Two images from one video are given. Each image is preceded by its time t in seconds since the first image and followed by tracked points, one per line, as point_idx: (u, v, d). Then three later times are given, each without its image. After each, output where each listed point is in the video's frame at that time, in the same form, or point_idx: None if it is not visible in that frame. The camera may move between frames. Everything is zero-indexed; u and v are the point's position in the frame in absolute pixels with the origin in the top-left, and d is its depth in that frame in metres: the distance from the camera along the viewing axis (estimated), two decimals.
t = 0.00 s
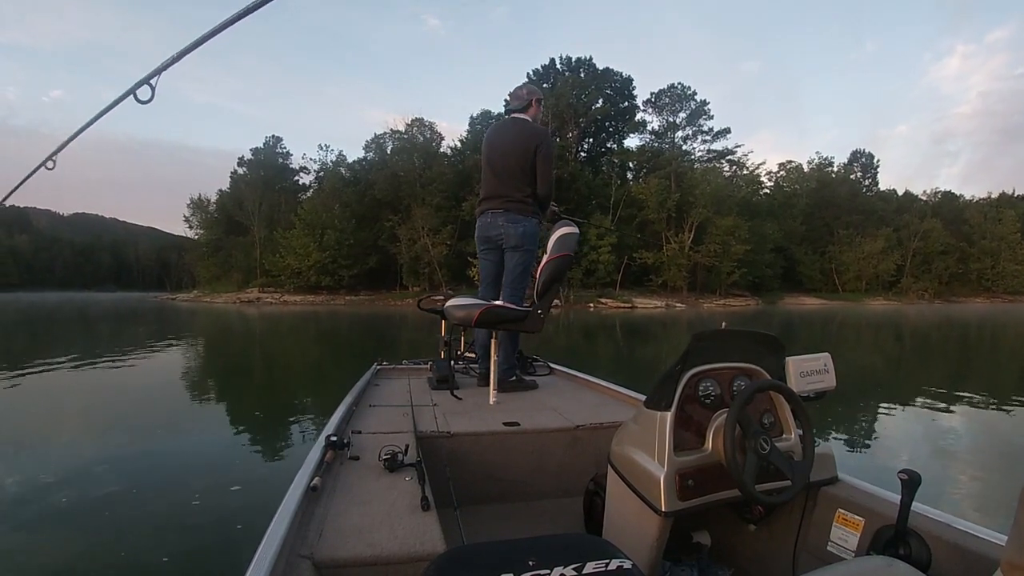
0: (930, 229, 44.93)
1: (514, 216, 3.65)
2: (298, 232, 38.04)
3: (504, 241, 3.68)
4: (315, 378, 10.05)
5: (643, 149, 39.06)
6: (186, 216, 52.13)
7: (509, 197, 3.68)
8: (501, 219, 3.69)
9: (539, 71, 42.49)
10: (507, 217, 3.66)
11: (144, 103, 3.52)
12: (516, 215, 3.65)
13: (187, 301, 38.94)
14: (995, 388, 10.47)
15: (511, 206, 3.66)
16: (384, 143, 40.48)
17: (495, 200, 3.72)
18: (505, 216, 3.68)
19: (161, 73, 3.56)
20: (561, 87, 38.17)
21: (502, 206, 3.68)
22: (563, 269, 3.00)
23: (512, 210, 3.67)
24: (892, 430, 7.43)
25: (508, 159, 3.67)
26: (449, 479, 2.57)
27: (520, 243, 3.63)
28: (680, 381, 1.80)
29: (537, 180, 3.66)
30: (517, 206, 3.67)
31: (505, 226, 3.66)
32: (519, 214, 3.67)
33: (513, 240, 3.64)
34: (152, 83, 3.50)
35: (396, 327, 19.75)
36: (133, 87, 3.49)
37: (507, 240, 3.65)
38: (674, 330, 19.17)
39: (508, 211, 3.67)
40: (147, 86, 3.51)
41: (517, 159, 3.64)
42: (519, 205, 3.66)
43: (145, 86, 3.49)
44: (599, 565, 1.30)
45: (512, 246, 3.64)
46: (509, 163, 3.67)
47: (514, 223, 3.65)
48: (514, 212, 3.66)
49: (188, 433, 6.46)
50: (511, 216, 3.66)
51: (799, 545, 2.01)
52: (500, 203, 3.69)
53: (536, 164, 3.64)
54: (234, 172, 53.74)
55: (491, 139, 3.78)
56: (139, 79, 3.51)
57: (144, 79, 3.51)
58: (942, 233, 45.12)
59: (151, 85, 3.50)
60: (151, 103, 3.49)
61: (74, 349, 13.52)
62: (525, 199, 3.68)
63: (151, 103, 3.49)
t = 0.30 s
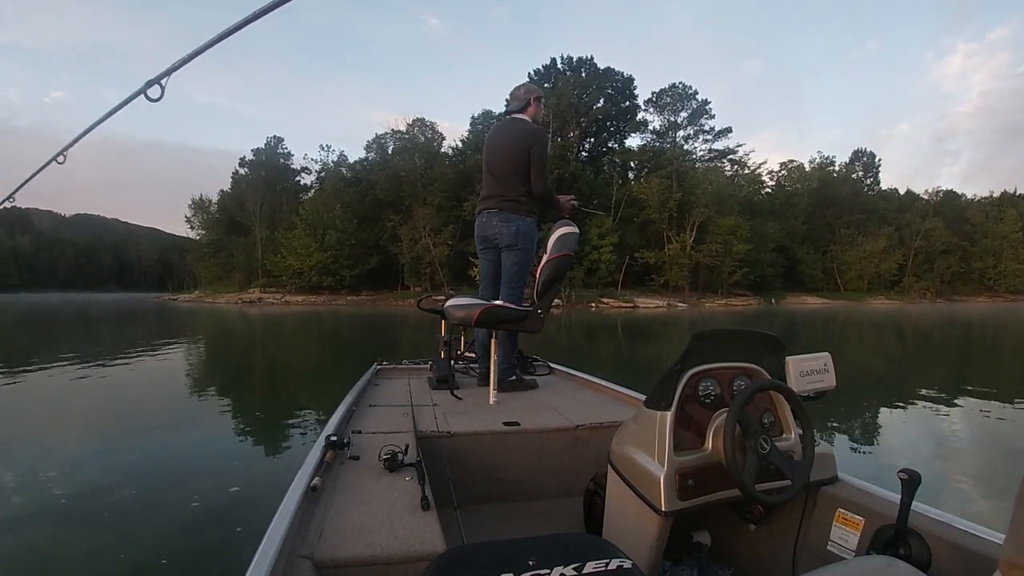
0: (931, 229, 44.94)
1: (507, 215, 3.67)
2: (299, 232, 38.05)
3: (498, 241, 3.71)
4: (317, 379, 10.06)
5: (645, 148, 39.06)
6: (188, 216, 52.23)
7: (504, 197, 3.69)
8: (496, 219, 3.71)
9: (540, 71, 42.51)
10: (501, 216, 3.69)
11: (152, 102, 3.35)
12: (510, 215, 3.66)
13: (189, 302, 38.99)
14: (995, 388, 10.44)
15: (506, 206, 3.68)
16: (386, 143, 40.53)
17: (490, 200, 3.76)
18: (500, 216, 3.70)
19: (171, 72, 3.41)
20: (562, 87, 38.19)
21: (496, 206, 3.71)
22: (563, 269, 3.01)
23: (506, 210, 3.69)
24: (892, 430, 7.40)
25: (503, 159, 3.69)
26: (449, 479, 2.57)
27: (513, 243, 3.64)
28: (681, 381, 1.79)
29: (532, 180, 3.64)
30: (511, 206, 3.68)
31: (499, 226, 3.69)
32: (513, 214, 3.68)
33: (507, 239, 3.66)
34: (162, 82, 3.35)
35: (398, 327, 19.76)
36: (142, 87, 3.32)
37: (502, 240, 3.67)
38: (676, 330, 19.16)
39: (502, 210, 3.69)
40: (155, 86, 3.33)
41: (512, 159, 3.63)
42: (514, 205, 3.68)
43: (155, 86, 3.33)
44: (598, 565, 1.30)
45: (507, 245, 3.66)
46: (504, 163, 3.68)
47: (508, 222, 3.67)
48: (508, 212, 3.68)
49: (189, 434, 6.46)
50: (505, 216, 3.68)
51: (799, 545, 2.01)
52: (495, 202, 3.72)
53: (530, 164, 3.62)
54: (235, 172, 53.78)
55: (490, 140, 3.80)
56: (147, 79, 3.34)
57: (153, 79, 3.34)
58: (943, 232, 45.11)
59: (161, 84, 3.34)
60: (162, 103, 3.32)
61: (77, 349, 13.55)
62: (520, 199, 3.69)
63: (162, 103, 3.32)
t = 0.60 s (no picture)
0: (933, 228, 44.93)
1: (506, 216, 3.68)
2: (301, 233, 38.05)
3: (497, 242, 3.71)
4: (318, 378, 10.08)
5: (646, 148, 39.05)
6: (190, 217, 52.30)
7: (503, 198, 3.69)
8: (494, 220, 3.71)
9: (542, 71, 42.53)
10: (499, 217, 3.69)
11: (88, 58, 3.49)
12: (508, 216, 3.67)
13: (190, 302, 39.01)
14: (997, 387, 10.42)
15: (504, 207, 3.68)
16: (387, 143, 40.61)
17: (489, 201, 3.76)
18: (498, 217, 3.70)
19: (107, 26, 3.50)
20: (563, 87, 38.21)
21: (496, 207, 3.71)
22: (563, 269, 3.01)
23: (504, 210, 3.69)
24: (893, 430, 7.38)
25: (502, 159, 3.67)
26: (449, 478, 2.57)
27: (512, 243, 3.65)
28: (680, 381, 1.79)
29: (532, 182, 3.64)
30: (509, 206, 3.69)
31: (498, 227, 3.69)
32: (512, 215, 3.68)
33: (505, 240, 3.66)
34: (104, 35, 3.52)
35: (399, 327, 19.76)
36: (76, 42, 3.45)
37: (500, 241, 3.67)
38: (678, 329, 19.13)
39: (500, 212, 3.70)
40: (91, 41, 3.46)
41: (510, 160, 3.63)
42: (513, 206, 3.68)
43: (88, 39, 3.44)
44: (599, 566, 1.30)
45: (506, 245, 3.66)
46: (504, 163, 3.67)
47: (506, 223, 3.67)
48: (507, 213, 3.68)
49: (190, 435, 6.48)
50: (504, 217, 3.68)
51: (799, 545, 2.01)
52: (494, 203, 3.73)
53: (529, 165, 3.62)
54: (236, 173, 53.84)
55: (491, 140, 3.77)
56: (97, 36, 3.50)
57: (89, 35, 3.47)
58: (945, 232, 45.07)
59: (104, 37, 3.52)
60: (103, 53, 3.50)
61: (79, 350, 13.59)
62: (518, 199, 3.69)
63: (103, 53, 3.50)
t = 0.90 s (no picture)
0: (935, 227, 44.86)
1: (508, 216, 3.67)
2: (303, 233, 38.02)
3: (498, 240, 3.69)
4: (319, 378, 10.11)
5: (647, 147, 39.01)
6: (191, 217, 52.34)
7: (503, 198, 3.69)
8: (496, 219, 3.69)
9: (543, 70, 42.48)
10: (502, 217, 3.68)
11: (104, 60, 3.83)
12: (510, 216, 3.67)
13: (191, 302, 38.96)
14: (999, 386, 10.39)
15: (505, 207, 3.68)
16: (388, 143, 40.64)
17: (491, 200, 3.73)
18: (500, 216, 3.68)
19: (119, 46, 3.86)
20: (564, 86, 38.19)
21: (498, 206, 3.69)
22: (563, 269, 3.01)
23: (506, 211, 3.68)
24: (896, 430, 7.35)
25: (507, 160, 3.66)
26: (450, 479, 2.56)
27: (514, 243, 3.64)
28: (680, 381, 1.79)
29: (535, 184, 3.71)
30: (511, 207, 3.69)
31: (500, 226, 3.67)
32: (514, 215, 3.68)
33: (508, 240, 3.65)
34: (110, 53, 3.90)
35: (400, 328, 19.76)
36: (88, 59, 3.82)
37: (501, 241, 3.66)
38: (679, 328, 19.10)
39: (502, 211, 3.68)
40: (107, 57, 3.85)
41: (515, 161, 3.64)
42: (515, 206, 3.68)
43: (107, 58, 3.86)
44: (599, 565, 1.29)
45: (508, 246, 3.65)
46: (508, 164, 3.66)
47: (509, 223, 3.65)
48: (508, 213, 3.68)
49: (191, 435, 6.48)
50: (506, 216, 3.67)
51: (799, 545, 2.01)
52: (496, 203, 3.70)
53: (535, 169, 3.68)
54: (237, 173, 53.89)
55: (493, 139, 3.74)
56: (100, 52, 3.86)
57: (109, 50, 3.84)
58: (947, 231, 44.98)
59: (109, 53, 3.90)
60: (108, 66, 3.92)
61: (80, 350, 13.59)
62: (519, 199, 3.70)
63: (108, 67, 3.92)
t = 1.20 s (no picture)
0: (936, 226, 44.86)
1: (523, 218, 3.73)
2: (303, 233, 38.02)
3: (510, 243, 3.69)
4: (321, 378, 10.11)
5: (648, 146, 39.02)
6: (192, 217, 52.38)
7: (515, 200, 3.69)
8: (509, 221, 3.68)
9: (543, 70, 42.50)
10: (519, 219, 3.70)
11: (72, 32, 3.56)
12: (525, 218, 3.74)
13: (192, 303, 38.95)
14: (999, 385, 10.40)
15: (517, 208, 3.69)
16: (388, 144, 40.69)
17: (504, 201, 3.68)
18: (512, 218, 3.69)
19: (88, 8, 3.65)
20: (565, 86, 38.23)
21: (514, 208, 3.69)
22: (563, 269, 3.01)
23: (522, 213, 3.73)
24: (896, 429, 7.35)
25: (521, 162, 3.69)
26: (450, 479, 2.57)
27: (525, 246, 3.70)
28: (681, 381, 1.79)
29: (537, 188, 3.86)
30: (524, 209, 3.75)
31: (518, 228, 3.68)
32: (524, 217, 3.74)
33: (523, 242, 3.70)
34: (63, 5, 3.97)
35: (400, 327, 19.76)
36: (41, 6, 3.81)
37: (515, 243, 3.67)
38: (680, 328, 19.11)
39: (514, 213, 3.68)
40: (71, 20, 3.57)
41: (529, 164, 3.72)
42: (524, 209, 3.74)
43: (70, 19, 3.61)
44: (599, 565, 1.30)
45: (518, 249, 3.68)
46: (522, 166, 3.70)
47: (522, 225, 3.70)
48: (524, 215, 3.73)
49: (191, 435, 6.47)
50: (520, 218, 3.70)
51: (801, 543, 2.01)
52: (512, 204, 3.68)
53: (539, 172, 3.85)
54: (238, 173, 53.90)
55: (502, 139, 3.68)
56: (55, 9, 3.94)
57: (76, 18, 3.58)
58: (948, 230, 44.99)
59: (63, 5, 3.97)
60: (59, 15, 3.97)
61: (80, 350, 13.59)
62: (527, 201, 3.76)
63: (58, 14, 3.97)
